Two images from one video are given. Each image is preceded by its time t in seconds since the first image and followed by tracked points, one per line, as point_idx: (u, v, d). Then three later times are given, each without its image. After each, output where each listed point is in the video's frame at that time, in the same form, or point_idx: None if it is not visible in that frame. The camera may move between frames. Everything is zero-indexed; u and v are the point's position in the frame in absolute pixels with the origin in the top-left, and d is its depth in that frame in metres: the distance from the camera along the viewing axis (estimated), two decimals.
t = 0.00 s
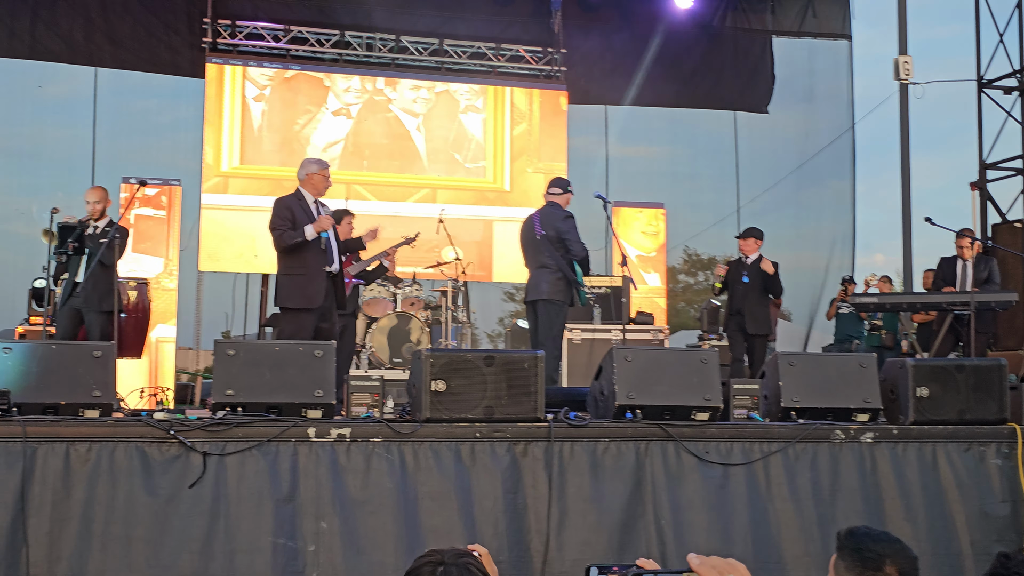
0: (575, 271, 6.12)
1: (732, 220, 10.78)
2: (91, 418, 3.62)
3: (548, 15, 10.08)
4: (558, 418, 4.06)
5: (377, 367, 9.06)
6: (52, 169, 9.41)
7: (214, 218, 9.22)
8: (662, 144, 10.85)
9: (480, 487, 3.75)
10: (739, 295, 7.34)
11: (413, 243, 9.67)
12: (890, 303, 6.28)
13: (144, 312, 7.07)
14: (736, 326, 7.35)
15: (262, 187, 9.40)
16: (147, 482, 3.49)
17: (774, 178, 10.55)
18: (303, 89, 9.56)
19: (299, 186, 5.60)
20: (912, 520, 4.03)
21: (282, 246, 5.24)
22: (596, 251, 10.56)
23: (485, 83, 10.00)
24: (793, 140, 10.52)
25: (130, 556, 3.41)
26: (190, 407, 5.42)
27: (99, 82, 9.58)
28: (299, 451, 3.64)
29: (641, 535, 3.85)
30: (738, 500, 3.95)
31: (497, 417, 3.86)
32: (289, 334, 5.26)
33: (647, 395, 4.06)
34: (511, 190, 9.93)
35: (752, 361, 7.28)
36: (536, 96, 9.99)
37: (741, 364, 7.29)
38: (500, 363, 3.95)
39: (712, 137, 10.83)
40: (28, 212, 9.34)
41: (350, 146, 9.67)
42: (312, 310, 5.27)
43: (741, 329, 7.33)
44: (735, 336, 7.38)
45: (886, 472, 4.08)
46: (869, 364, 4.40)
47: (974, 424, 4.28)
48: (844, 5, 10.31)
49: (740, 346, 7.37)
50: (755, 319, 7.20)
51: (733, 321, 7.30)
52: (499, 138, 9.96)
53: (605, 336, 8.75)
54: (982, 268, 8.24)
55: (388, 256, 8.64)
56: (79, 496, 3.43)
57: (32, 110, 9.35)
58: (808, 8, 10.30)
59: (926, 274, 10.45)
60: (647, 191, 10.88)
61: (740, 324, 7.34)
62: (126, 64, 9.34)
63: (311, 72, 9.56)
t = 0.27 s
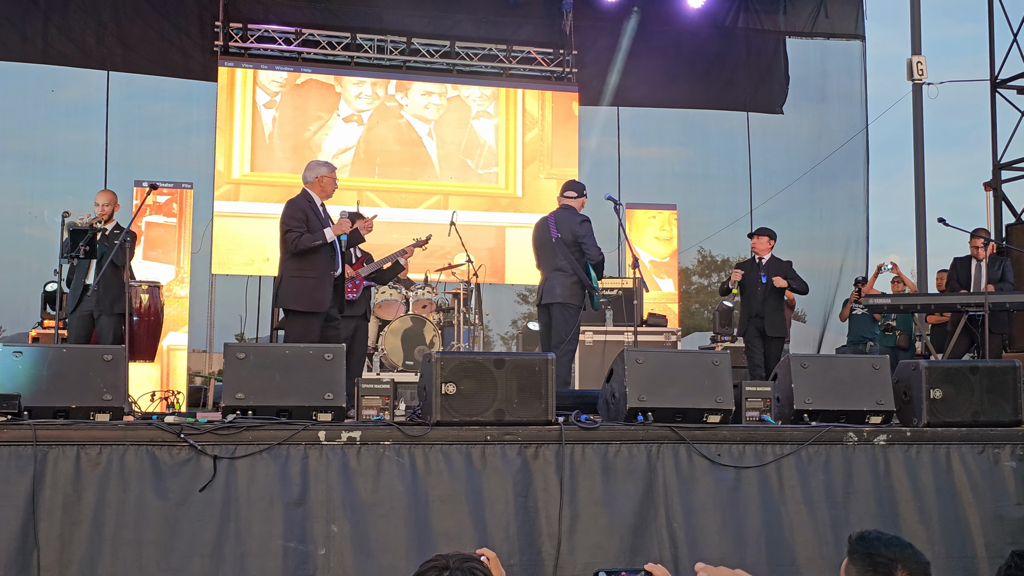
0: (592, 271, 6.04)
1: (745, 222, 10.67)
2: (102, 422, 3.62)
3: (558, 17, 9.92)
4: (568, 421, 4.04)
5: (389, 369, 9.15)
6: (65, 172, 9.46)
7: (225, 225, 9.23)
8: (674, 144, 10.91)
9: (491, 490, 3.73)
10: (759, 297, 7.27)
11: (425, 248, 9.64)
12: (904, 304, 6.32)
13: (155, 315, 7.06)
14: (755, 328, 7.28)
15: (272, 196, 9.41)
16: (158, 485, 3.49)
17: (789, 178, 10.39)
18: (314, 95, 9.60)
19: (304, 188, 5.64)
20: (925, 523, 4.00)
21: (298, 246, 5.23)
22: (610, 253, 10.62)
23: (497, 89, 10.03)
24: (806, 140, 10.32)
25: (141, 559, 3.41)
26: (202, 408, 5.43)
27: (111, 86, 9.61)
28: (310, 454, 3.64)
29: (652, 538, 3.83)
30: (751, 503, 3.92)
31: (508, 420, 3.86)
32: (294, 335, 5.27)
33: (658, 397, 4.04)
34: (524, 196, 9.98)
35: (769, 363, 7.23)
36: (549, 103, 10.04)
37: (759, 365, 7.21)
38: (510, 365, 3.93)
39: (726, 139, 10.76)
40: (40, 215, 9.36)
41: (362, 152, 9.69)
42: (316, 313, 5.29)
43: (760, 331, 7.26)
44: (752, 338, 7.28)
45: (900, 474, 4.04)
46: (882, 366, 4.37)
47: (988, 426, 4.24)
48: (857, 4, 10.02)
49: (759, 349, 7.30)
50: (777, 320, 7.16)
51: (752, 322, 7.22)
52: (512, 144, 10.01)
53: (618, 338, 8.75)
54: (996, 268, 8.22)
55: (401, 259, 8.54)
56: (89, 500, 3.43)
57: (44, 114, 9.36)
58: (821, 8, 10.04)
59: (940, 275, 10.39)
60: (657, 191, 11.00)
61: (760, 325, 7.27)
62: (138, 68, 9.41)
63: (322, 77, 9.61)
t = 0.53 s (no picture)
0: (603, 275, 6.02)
1: (753, 224, 10.61)
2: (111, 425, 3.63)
3: (567, 19, 9.87)
4: (578, 423, 4.03)
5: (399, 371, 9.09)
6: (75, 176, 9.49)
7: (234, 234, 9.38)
8: (684, 147, 10.67)
9: (501, 493, 3.72)
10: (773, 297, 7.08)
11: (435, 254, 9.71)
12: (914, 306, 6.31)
13: (166, 319, 7.12)
14: (766, 328, 7.11)
15: (280, 203, 9.54)
16: (168, 489, 3.49)
17: (797, 180, 10.41)
18: (322, 103, 9.78)
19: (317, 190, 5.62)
20: (937, 525, 3.97)
21: (319, 249, 5.27)
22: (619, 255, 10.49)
23: (505, 96, 10.19)
24: (815, 143, 10.41)
25: (151, 563, 3.41)
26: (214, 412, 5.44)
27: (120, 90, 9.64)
28: (319, 457, 3.63)
29: (663, 541, 3.81)
30: (762, 506, 3.90)
31: (518, 423, 3.84)
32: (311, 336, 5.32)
33: (668, 400, 4.02)
34: (532, 204, 10.09)
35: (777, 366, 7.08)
36: (558, 110, 10.22)
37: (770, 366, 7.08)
38: (520, 368, 3.92)
39: (736, 140, 10.60)
40: (50, 220, 9.39)
41: (371, 160, 9.81)
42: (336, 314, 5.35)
43: (772, 332, 7.10)
44: (761, 338, 7.12)
45: (911, 477, 4.02)
46: (892, 368, 4.35)
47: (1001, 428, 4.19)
48: (865, 6, 10.29)
49: (767, 350, 7.15)
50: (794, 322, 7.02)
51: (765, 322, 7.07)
52: (520, 150, 10.12)
53: (627, 340, 8.76)
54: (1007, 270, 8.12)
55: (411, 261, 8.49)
56: (100, 504, 3.43)
57: (53, 118, 9.39)
58: (829, 10, 10.25)
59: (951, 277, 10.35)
60: (666, 193, 10.73)
61: (775, 326, 7.10)
62: (148, 72, 9.47)
63: (329, 86, 9.78)
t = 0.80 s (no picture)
0: (611, 280, 6.00)
1: (762, 228, 10.62)
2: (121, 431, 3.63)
3: (574, 23, 10.01)
4: (587, 429, 4.02)
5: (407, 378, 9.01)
6: (84, 183, 9.52)
7: (242, 244, 9.32)
8: (691, 151, 10.73)
9: (510, 498, 3.71)
10: (786, 301, 6.93)
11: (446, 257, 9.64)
12: (923, 311, 6.27)
13: (175, 324, 7.10)
14: (780, 333, 6.94)
15: (287, 214, 9.47)
16: (178, 495, 3.49)
17: (805, 185, 10.39)
18: (330, 113, 9.68)
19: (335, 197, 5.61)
20: (948, 530, 3.96)
21: (344, 255, 5.30)
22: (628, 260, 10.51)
23: (514, 106, 10.09)
24: (823, 147, 10.36)
25: (161, 569, 3.41)
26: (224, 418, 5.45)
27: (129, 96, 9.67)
28: (329, 463, 3.63)
29: (673, 547, 3.80)
30: (772, 511, 3.88)
31: (527, 429, 3.83)
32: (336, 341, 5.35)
33: (678, 405, 4.01)
34: (541, 214, 10.00)
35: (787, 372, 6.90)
36: (567, 119, 10.07)
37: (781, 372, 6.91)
38: (529, 373, 3.92)
39: (743, 145, 10.66)
40: (60, 225, 9.42)
41: (378, 171, 9.73)
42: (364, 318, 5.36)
43: (786, 337, 6.94)
44: (774, 341, 6.95)
45: (922, 482, 4.00)
46: (902, 372, 4.33)
47: (1011, 433, 4.16)
48: (874, 10, 10.26)
49: (779, 355, 6.97)
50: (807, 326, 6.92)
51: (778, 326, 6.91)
52: (529, 160, 10.05)
53: (636, 345, 8.72)
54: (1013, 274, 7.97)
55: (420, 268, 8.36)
56: (110, 509, 3.43)
57: (63, 124, 9.44)
58: (837, 15, 10.26)
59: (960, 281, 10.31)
60: (674, 198, 10.77)
61: (788, 330, 6.94)
62: (157, 79, 9.47)
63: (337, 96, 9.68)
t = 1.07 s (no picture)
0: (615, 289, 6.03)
1: (766, 235, 10.60)
2: (127, 439, 3.64)
3: (580, 32, 10.06)
4: (592, 437, 4.03)
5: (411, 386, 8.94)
6: (89, 191, 9.54)
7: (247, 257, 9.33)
8: (696, 159, 10.65)
9: (516, 506, 3.71)
10: (797, 309, 6.91)
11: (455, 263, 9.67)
12: (929, 319, 6.26)
13: (181, 332, 7.13)
14: (790, 341, 6.92)
15: (291, 226, 9.47)
16: (184, 503, 3.49)
17: (811, 193, 10.46)
18: (334, 125, 9.70)
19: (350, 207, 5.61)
20: (954, 538, 3.95)
21: (361, 266, 5.32)
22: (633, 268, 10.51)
23: (518, 118, 10.12)
24: (828, 154, 10.47)
25: None
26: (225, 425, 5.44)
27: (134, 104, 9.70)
28: (335, 470, 3.63)
29: (678, 555, 3.79)
30: (778, 519, 3.88)
31: (533, 436, 3.83)
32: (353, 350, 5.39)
33: (683, 412, 4.01)
34: (547, 226, 10.01)
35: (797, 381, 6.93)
36: (571, 130, 10.09)
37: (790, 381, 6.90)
38: (534, 381, 3.92)
39: (747, 152, 10.61)
40: (65, 233, 9.46)
41: (383, 182, 9.72)
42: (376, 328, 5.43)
43: (796, 346, 6.94)
44: (783, 351, 6.93)
45: (928, 490, 3.99)
46: (907, 380, 4.32)
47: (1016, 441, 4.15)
48: (877, 18, 10.46)
49: (789, 363, 6.95)
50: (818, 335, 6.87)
51: (790, 336, 6.90)
52: (533, 171, 10.05)
53: (641, 353, 8.73)
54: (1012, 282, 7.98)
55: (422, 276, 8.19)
56: (115, 517, 3.43)
57: (68, 132, 9.47)
58: (841, 22, 10.42)
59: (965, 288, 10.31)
60: (678, 207, 10.73)
61: (798, 339, 6.93)
62: (162, 87, 9.51)
63: (341, 108, 9.71)
